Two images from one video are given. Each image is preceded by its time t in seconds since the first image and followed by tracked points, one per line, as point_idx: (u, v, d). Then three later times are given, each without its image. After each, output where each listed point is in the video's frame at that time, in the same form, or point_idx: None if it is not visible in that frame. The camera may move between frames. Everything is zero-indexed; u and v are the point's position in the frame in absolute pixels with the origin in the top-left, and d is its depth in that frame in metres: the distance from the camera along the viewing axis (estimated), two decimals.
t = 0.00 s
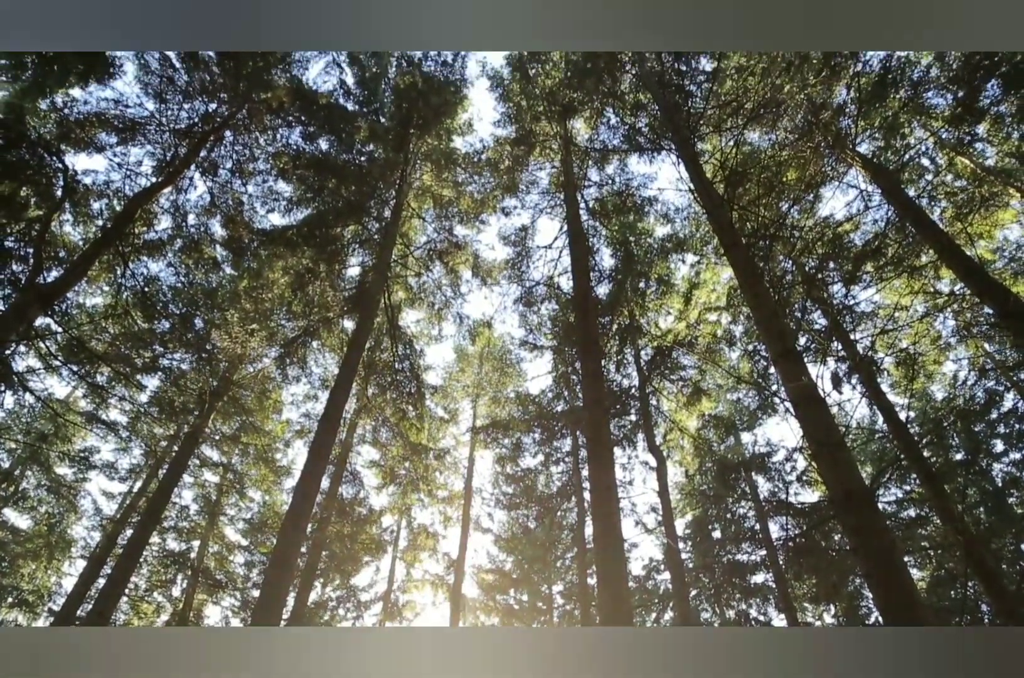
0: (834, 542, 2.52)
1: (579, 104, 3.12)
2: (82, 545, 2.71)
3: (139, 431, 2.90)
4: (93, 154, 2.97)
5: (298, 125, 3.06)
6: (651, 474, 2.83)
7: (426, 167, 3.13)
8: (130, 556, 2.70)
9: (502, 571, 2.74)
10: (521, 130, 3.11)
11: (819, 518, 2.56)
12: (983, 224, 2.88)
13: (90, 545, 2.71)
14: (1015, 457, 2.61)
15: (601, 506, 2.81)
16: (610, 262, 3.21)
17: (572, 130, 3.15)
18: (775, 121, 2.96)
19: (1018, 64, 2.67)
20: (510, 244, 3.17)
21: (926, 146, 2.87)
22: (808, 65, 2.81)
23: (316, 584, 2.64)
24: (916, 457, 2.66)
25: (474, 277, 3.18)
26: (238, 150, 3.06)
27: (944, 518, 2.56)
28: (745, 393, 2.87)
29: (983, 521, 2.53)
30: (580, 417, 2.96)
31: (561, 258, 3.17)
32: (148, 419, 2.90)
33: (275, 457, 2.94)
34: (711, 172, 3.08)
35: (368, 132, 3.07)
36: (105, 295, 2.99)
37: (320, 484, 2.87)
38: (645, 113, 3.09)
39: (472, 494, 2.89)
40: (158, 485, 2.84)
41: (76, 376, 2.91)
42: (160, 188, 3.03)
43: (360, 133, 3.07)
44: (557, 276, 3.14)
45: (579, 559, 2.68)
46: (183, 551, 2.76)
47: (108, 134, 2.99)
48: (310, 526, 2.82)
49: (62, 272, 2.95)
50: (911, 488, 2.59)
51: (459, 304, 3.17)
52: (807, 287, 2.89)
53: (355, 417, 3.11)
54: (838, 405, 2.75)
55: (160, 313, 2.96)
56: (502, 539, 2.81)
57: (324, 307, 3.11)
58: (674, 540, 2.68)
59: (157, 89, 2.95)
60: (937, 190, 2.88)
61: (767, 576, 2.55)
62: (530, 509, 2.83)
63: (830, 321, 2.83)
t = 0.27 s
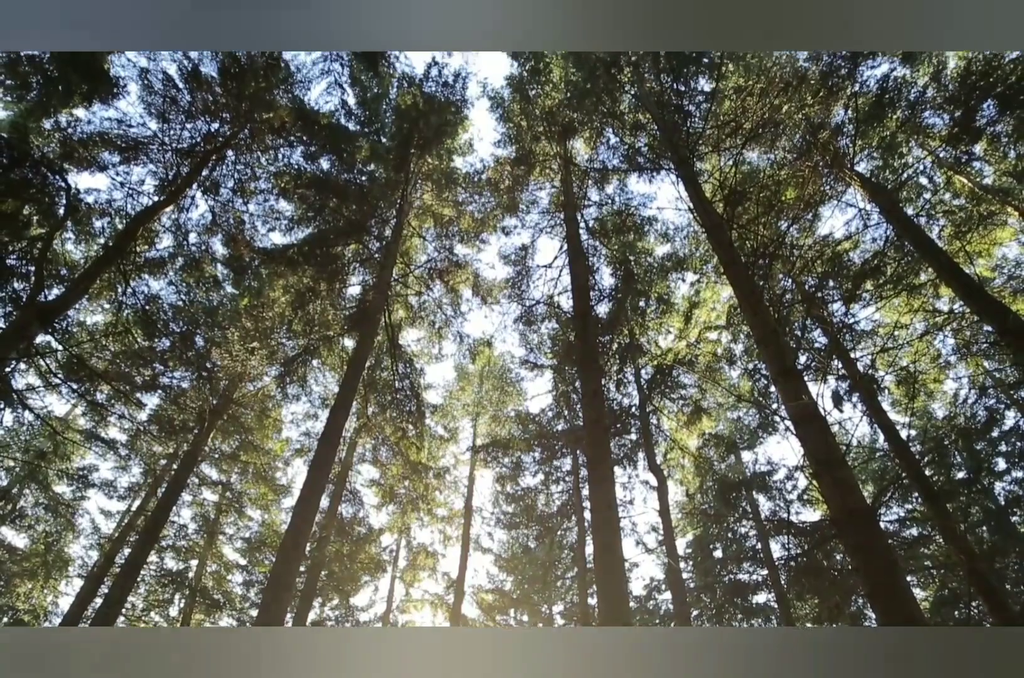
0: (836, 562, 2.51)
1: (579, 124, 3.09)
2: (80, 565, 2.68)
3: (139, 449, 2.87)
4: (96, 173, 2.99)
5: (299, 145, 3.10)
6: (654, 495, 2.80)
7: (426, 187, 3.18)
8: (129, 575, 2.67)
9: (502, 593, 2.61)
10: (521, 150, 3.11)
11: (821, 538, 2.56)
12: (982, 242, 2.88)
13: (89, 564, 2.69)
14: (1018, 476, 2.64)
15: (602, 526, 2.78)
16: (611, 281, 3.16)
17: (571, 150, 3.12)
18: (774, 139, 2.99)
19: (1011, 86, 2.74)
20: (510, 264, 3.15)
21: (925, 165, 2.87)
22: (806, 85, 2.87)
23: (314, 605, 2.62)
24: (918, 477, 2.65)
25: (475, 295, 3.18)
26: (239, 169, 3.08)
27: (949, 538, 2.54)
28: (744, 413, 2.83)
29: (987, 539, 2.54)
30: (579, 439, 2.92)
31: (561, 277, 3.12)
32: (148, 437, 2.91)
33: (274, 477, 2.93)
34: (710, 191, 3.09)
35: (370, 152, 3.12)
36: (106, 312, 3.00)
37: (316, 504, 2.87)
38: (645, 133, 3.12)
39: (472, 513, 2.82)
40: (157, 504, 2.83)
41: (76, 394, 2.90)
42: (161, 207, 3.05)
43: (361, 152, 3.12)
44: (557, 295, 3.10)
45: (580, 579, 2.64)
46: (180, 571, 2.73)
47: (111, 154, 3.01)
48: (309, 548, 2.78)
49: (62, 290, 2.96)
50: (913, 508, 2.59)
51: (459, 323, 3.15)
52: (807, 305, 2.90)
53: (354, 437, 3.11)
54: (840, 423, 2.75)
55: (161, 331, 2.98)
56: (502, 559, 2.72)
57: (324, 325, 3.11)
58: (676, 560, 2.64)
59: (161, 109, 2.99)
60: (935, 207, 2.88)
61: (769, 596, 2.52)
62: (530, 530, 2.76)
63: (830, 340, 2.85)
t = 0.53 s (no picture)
0: (838, 583, 2.47)
1: (579, 146, 3.15)
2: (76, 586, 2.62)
3: (137, 470, 2.88)
4: (99, 194, 3.01)
5: (301, 166, 3.12)
6: (654, 514, 2.76)
7: (427, 208, 3.18)
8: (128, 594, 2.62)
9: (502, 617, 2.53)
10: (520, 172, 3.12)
11: (824, 559, 2.50)
12: (981, 263, 2.88)
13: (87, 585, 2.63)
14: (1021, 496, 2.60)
15: (602, 549, 2.74)
16: (611, 302, 3.14)
17: (571, 172, 3.16)
18: (773, 161, 3.03)
19: (1005, 109, 2.76)
20: (511, 284, 3.16)
21: (923, 187, 2.89)
22: (803, 107, 2.91)
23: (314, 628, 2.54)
24: (920, 497, 2.64)
25: (475, 316, 3.19)
26: (241, 190, 3.12)
27: (953, 559, 2.51)
28: (745, 434, 2.81)
29: (992, 561, 2.51)
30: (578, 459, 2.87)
31: (561, 298, 3.15)
32: (147, 458, 2.89)
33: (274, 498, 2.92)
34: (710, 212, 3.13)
35: (370, 173, 3.14)
36: (107, 332, 3.02)
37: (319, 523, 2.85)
38: (644, 155, 3.16)
39: (472, 533, 2.80)
40: (156, 524, 2.81)
41: (75, 414, 2.89)
42: (163, 228, 3.04)
43: (362, 174, 3.13)
44: (557, 317, 3.12)
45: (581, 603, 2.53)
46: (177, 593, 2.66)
47: (114, 174, 3.02)
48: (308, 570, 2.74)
49: (63, 310, 2.96)
50: (915, 528, 2.56)
51: (459, 344, 3.17)
52: (807, 325, 2.90)
53: (354, 458, 3.08)
54: (841, 444, 2.73)
55: (161, 351, 2.99)
56: (502, 581, 2.66)
57: (324, 346, 3.10)
58: (676, 580, 2.59)
59: (164, 131, 3.02)
60: (934, 229, 2.90)
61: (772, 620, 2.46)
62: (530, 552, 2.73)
63: (832, 360, 2.85)
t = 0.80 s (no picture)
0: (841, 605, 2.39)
1: (579, 166, 3.20)
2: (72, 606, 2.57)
3: (136, 489, 2.84)
4: (101, 212, 3.05)
5: (302, 185, 3.18)
6: (654, 533, 2.73)
7: (428, 228, 3.20)
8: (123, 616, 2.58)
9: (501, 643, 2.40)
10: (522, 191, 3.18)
11: (825, 582, 2.42)
12: (980, 281, 2.87)
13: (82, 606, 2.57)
14: None
15: (603, 569, 2.65)
16: (611, 321, 3.15)
17: (572, 192, 3.21)
18: (772, 181, 3.07)
19: (1000, 130, 2.80)
20: (511, 304, 3.17)
21: (921, 206, 2.91)
22: (801, 127, 2.98)
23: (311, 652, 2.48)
24: (920, 514, 2.58)
25: (475, 335, 3.18)
26: (242, 210, 3.15)
27: (954, 580, 2.44)
28: (744, 453, 2.77)
29: (996, 581, 2.43)
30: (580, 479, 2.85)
31: (561, 317, 3.16)
32: (145, 477, 2.87)
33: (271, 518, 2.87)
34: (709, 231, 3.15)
35: (371, 193, 3.20)
36: (108, 349, 3.01)
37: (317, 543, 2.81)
38: (644, 174, 3.19)
39: (473, 553, 2.74)
40: (152, 544, 2.76)
41: (74, 432, 2.86)
42: (164, 247, 3.09)
43: (363, 193, 3.19)
44: (558, 336, 3.13)
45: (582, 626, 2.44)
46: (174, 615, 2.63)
47: (116, 194, 3.06)
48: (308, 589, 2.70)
49: (65, 328, 2.96)
50: (917, 548, 2.50)
51: (459, 363, 3.17)
52: (807, 344, 2.92)
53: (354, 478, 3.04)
54: (841, 463, 2.71)
55: (161, 369, 2.99)
56: (503, 602, 2.57)
57: (325, 365, 3.11)
58: (677, 601, 2.53)
59: (166, 150, 3.09)
60: (932, 249, 2.92)
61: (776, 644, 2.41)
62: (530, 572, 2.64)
63: (831, 378, 2.86)
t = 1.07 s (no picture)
0: (844, 621, 2.34)
1: (579, 182, 3.23)
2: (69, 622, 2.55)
3: (134, 504, 2.84)
4: (103, 228, 3.05)
5: (303, 201, 3.19)
6: (654, 549, 2.69)
7: (428, 244, 3.23)
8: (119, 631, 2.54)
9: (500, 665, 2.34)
10: (522, 207, 3.21)
11: (826, 596, 2.38)
12: (980, 296, 2.87)
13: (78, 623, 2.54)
14: None
15: (604, 587, 2.60)
16: (611, 337, 3.14)
17: (572, 208, 3.22)
18: (771, 196, 3.07)
19: (997, 146, 2.82)
20: (512, 319, 3.17)
21: (919, 221, 2.92)
22: (800, 142, 3.02)
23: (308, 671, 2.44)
24: (922, 529, 2.54)
25: (475, 350, 3.18)
26: (243, 225, 3.16)
27: (959, 596, 2.37)
28: (746, 469, 2.77)
29: (999, 597, 2.34)
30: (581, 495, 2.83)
31: (561, 333, 3.17)
32: (144, 492, 2.86)
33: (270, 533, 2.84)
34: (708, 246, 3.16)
35: (372, 209, 3.20)
36: (108, 363, 3.01)
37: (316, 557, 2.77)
38: (643, 189, 3.22)
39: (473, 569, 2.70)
40: (151, 559, 2.75)
41: (73, 446, 2.86)
42: (165, 262, 3.09)
43: (364, 209, 3.20)
44: (558, 351, 3.13)
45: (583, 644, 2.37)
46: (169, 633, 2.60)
47: (118, 208, 3.07)
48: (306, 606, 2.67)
49: (65, 342, 2.96)
50: (920, 563, 2.45)
51: (459, 378, 3.17)
52: (807, 359, 2.92)
53: (353, 493, 3.00)
54: (842, 479, 2.69)
55: (161, 383, 2.99)
56: (503, 618, 2.53)
57: (325, 380, 3.10)
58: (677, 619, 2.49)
59: (167, 166, 3.10)
60: (931, 263, 2.92)
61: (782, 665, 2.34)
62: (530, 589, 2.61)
63: (832, 393, 2.86)
